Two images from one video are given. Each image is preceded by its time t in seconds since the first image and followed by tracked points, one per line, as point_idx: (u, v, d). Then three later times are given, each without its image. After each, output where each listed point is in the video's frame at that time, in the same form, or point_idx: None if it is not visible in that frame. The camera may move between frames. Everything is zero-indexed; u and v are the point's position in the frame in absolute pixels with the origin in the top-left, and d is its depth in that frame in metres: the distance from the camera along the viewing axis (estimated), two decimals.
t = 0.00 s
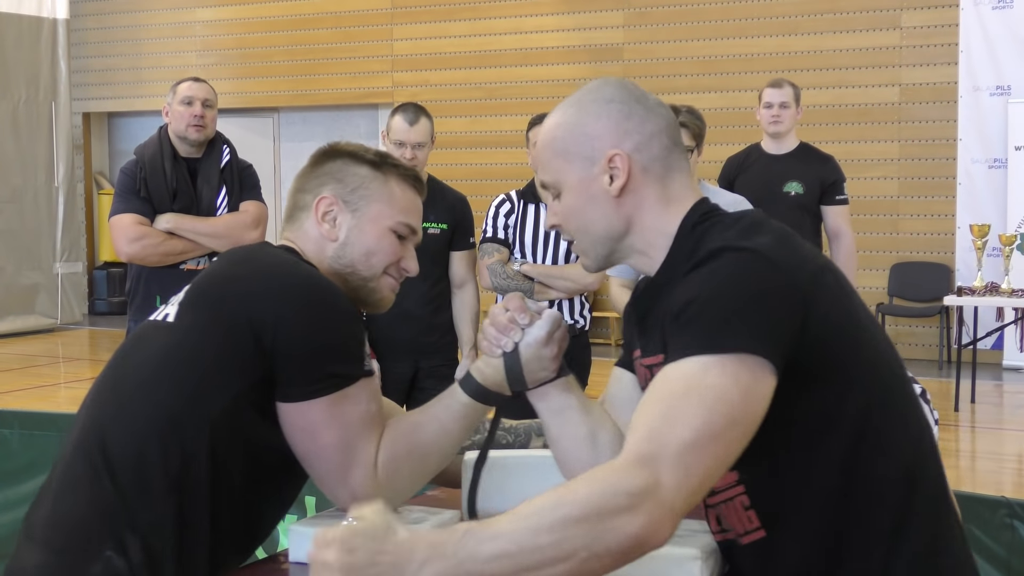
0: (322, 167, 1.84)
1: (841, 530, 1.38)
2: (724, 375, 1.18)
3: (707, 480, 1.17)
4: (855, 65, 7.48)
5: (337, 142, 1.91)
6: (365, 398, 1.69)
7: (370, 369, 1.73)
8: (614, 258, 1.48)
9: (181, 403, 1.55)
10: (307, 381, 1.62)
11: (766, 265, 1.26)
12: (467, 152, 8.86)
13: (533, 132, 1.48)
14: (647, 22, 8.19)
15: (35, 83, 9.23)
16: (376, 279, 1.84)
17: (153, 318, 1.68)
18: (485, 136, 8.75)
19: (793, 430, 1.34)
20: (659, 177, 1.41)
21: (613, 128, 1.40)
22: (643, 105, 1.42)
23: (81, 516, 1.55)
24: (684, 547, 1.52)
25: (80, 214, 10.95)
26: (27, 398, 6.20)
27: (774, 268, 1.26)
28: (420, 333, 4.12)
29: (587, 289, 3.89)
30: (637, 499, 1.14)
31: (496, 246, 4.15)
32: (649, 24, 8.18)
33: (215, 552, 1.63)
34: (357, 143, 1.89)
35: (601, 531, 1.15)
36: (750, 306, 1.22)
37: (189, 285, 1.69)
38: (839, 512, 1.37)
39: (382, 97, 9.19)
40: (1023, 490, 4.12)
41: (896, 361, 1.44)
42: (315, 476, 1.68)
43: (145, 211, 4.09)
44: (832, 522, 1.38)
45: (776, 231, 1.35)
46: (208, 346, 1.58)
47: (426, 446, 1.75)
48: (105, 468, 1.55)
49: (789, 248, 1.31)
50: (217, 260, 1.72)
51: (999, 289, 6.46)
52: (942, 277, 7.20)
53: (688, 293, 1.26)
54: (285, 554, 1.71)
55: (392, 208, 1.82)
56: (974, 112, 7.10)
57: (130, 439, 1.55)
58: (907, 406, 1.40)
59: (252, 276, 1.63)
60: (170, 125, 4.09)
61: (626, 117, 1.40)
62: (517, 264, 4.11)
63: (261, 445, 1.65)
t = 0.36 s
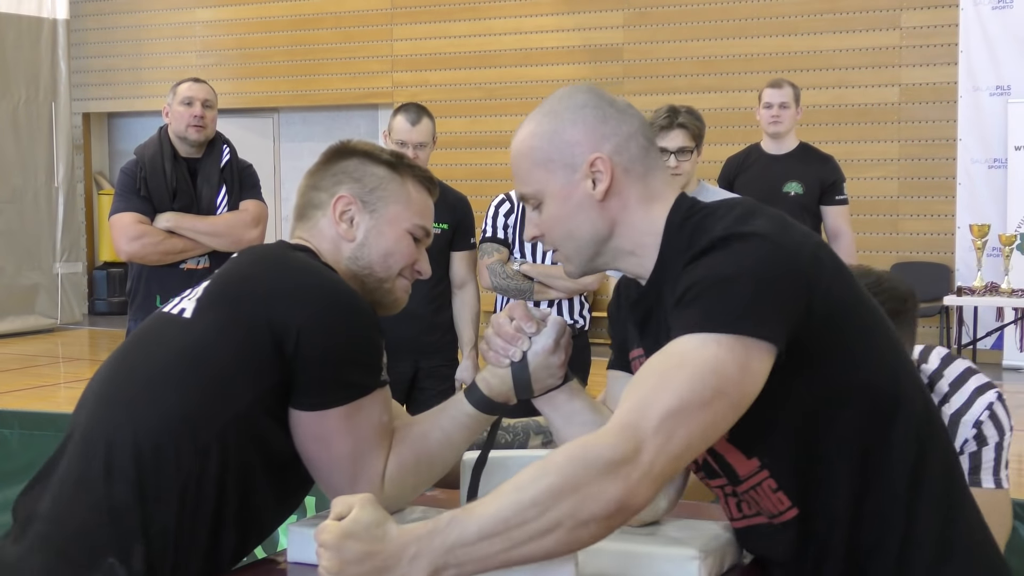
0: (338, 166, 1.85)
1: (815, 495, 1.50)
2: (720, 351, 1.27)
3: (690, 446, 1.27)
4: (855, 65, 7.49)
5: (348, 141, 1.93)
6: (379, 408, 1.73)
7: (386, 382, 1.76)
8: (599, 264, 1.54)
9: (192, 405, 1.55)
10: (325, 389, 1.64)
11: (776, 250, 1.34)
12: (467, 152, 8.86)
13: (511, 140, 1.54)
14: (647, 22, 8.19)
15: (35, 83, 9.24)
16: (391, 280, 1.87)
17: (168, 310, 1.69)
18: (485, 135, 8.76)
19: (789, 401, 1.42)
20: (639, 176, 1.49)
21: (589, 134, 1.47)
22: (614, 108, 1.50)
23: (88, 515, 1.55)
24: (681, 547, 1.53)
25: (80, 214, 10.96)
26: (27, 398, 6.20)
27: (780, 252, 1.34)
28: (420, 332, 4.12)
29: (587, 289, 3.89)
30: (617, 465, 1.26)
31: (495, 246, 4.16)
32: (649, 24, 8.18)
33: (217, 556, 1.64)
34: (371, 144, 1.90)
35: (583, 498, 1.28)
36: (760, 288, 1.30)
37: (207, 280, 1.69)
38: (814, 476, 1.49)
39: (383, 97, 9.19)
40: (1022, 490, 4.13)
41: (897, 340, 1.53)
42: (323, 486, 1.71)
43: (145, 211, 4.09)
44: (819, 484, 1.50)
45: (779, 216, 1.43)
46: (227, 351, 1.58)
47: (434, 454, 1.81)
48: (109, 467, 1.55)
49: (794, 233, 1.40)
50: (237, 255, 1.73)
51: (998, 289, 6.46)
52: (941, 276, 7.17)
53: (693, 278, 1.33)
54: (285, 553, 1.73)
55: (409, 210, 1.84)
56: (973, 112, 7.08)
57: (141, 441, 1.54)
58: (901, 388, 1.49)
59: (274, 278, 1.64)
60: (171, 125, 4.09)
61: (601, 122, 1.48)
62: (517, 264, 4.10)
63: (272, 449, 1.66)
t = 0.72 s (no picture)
0: (370, 160, 1.85)
1: (824, 486, 1.53)
2: (729, 346, 1.28)
3: (695, 440, 1.29)
4: (855, 65, 7.50)
5: (376, 135, 1.93)
6: (398, 418, 1.74)
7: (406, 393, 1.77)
8: (612, 269, 1.55)
9: (215, 407, 1.52)
10: (348, 407, 1.65)
11: (787, 244, 1.37)
12: (467, 153, 8.87)
13: (511, 152, 1.56)
14: (647, 22, 8.20)
15: (36, 84, 9.24)
16: (418, 279, 1.87)
17: (197, 301, 1.65)
18: (486, 136, 8.76)
19: (792, 386, 1.47)
20: (644, 176, 1.50)
21: (591, 141, 1.48)
22: (613, 112, 1.51)
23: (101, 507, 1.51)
24: (685, 547, 1.53)
25: (80, 214, 10.96)
26: (27, 399, 6.20)
27: (791, 245, 1.37)
28: (420, 333, 4.12)
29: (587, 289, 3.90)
30: (619, 459, 1.30)
31: (495, 246, 4.16)
32: (649, 24, 8.19)
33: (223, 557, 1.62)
34: (400, 139, 1.91)
35: (584, 490, 1.31)
36: (771, 280, 1.32)
37: (240, 276, 1.66)
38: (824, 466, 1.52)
39: (383, 97, 9.20)
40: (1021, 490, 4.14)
41: (910, 335, 1.56)
42: (329, 484, 1.72)
43: (148, 212, 4.10)
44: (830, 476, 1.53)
45: (794, 213, 1.46)
46: (258, 354, 1.56)
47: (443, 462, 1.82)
48: (126, 461, 1.51)
49: (807, 228, 1.42)
50: (271, 253, 1.71)
51: (999, 289, 6.47)
52: (942, 277, 7.17)
53: (701, 274, 1.36)
54: (287, 552, 1.75)
55: (441, 208, 1.85)
56: (973, 113, 7.08)
57: (159, 437, 1.51)
58: (916, 381, 1.52)
59: (308, 283, 1.62)
60: (174, 126, 4.10)
61: (600, 128, 1.49)
62: (517, 264, 4.09)
63: (289, 452, 1.65)
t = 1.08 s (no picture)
0: (347, 164, 1.91)
1: (835, 486, 1.55)
2: (741, 355, 1.29)
3: (704, 451, 1.30)
4: (855, 66, 7.51)
5: (357, 139, 1.99)
6: (387, 421, 1.79)
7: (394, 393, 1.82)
8: (615, 276, 1.57)
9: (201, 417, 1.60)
10: (336, 409, 1.71)
11: (805, 244, 1.37)
12: (467, 153, 8.87)
13: (514, 158, 1.56)
14: (648, 22, 8.20)
15: (36, 83, 9.24)
16: (400, 281, 1.91)
17: (176, 314, 1.75)
18: (486, 136, 8.76)
19: (814, 386, 1.47)
20: (650, 184, 1.51)
21: (595, 149, 1.49)
22: (617, 118, 1.51)
23: (91, 525, 1.59)
24: (684, 548, 1.53)
25: (80, 214, 10.96)
26: (27, 399, 6.20)
27: (807, 249, 1.36)
28: (419, 333, 4.13)
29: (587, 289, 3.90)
30: (624, 470, 1.31)
31: (495, 247, 4.15)
32: (650, 24, 8.19)
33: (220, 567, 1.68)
34: (380, 141, 1.96)
35: (586, 500, 1.32)
36: (786, 283, 1.33)
37: (218, 286, 1.74)
38: (838, 467, 1.53)
39: (383, 97, 9.20)
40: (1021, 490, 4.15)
41: (920, 331, 1.56)
42: (321, 483, 1.78)
43: (151, 212, 4.10)
44: (843, 476, 1.54)
45: (805, 213, 1.46)
46: (239, 366, 1.63)
47: (435, 468, 1.84)
48: (117, 473, 1.59)
49: (819, 227, 1.42)
50: (248, 262, 1.79)
51: (999, 289, 6.48)
52: (942, 277, 7.17)
53: (716, 275, 1.37)
54: (284, 552, 1.76)
55: (421, 208, 1.90)
56: (974, 113, 7.07)
57: (149, 448, 1.59)
58: (930, 379, 1.53)
59: (290, 293, 1.68)
60: (178, 126, 4.11)
61: (605, 136, 1.49)
62: (516, 264, 4.09)
63: (279, 459, 1.71)
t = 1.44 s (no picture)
0: (310, 164, 1.92)
1: (836, 492, 1.56)
2: (751, 366, 1.30)
3: (711, 469, 1.31)
4: (856, 66, 7.51)
5: (329, 138, 1.99)
6: (363, 419, 1.79)
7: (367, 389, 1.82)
8: (606, 269, 1.58)
9: (170, 425, 1.61)
10: (303, 408, 1.71)
11: (813, 252, 1.38)
12: (467, 153, 8.87)
13: (521, 141, 1.58)
14: (648, 22, 8.20)
15: (37, 83, 9.25)
16: (361, 282, 1.92)
17: (142, 330, 1.76)
18: (486, 136, 8.77)
19: (823, 397, 1.49)
20: (652, 179, 1.52)
21: (600, 139, 1.50)
22: (627, 110, 1.52)
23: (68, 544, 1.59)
24: (684, 548, 1.54)
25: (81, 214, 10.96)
26: (27, 398, 6.20)
27: (820, 257, 1.38)
28: (416, 333, 4.13)
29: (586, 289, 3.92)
30: (630, 485, 1.31)
31: (495, 247, 4.15)
32: (650, 24, 8.20)
33: None
34: (348, 140, 1.96)
35: (591, 512, 1.33)
36: (799, 294, 1.33)
37: (180, 298, 1.76)
38: (835, 475, 1.54)
39: (383, 97, 9.20)
40: (1020, 490, 4.16)
41: (916, 337, 1.57)
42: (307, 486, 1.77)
43: (154, 212, 4.11)
44: (844, 483, 1.55)
45: (812, 223, 1.47)
46: (203, 374, 1.64)
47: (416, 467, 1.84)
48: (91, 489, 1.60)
49: (825, 238, 1.43)
50: (209, 272, 1.80)
51: (999, 289, 6.48)
52: (942, 277, 7.18)
53: (726, 285, 1.38)
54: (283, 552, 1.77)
55: (379, 206, 1.89)
56: (974, 113, 7.07)
57: (121, 461, 1.59)
58: (928, 391, 1.54)
59: (247, 299, 1.69)
60: (181, 126, 4.12)
61: (611, 126, 1.50)
62: (516, 264, 4.10)
63: (256, 465, 1.72)
